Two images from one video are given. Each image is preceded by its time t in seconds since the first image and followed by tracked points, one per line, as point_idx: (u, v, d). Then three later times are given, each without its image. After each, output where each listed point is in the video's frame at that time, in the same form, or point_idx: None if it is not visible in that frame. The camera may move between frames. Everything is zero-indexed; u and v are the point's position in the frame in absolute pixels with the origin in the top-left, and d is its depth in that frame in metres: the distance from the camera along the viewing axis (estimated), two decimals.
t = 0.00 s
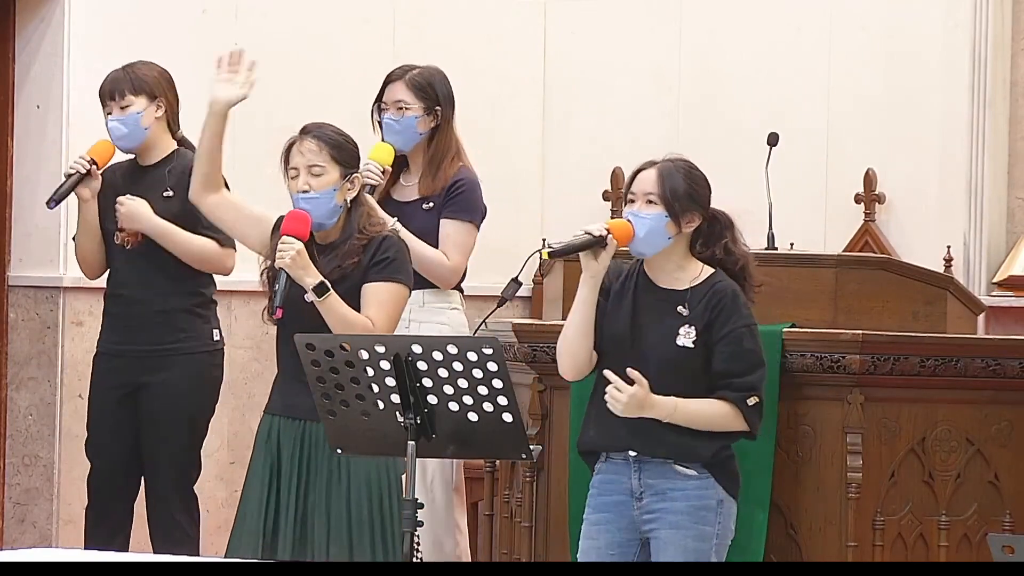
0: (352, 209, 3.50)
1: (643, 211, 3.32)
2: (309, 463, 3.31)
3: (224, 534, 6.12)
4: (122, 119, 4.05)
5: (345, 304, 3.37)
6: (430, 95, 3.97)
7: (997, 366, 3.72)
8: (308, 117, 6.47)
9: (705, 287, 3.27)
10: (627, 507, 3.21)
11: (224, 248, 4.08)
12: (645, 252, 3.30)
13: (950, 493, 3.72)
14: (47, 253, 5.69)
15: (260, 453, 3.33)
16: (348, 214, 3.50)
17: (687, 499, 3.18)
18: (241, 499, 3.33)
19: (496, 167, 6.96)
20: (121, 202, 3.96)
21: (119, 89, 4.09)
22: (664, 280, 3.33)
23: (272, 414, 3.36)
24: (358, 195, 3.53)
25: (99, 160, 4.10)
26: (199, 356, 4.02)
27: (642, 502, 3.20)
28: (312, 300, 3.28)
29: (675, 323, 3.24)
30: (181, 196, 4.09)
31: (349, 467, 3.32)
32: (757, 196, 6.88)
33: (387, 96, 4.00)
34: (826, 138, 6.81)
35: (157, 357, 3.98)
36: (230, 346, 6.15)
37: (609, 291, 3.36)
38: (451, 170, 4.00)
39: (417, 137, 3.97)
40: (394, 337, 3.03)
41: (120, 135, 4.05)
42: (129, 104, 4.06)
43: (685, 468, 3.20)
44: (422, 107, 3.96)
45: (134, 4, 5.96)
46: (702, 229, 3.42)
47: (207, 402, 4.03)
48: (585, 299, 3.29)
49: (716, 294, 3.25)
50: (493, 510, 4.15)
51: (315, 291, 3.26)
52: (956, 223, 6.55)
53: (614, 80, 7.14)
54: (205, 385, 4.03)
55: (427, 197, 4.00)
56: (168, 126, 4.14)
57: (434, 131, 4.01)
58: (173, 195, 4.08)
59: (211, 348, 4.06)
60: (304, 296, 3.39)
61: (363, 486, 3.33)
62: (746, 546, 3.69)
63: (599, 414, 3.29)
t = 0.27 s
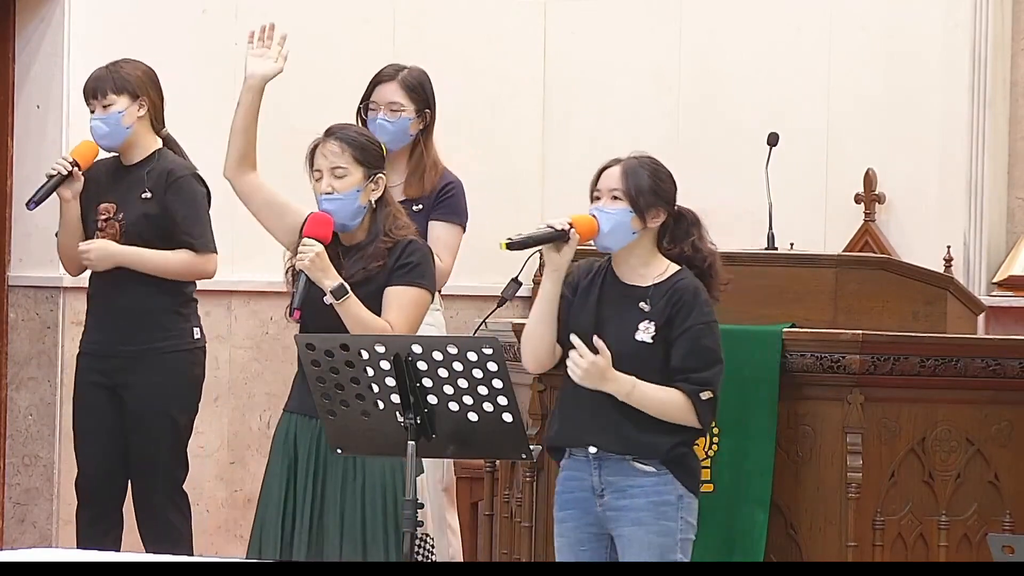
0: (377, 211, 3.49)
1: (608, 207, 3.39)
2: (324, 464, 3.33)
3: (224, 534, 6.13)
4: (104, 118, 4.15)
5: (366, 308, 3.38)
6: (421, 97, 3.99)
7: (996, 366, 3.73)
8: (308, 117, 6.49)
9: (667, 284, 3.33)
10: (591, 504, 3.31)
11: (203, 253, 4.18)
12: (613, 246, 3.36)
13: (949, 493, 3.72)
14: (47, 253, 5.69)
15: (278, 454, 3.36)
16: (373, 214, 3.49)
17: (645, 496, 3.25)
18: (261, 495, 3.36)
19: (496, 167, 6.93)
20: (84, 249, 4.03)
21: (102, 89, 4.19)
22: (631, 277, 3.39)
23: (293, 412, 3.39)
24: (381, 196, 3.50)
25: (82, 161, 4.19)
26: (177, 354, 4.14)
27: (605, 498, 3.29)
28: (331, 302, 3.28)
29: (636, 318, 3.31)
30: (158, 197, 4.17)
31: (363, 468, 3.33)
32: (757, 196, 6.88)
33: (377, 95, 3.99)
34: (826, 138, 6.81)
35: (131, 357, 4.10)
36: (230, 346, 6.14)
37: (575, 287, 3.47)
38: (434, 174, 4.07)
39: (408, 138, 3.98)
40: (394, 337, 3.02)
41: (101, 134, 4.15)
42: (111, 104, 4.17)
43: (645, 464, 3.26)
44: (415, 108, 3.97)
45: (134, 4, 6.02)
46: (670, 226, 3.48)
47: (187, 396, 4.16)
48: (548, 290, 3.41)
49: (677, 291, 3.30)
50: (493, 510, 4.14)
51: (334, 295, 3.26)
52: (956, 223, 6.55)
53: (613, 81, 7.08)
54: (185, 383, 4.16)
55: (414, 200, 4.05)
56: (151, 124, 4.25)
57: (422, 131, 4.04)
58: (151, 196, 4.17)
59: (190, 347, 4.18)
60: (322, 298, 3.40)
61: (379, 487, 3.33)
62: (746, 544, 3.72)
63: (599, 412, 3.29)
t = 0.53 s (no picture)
0: (394, 212, 3.49)
1: (579, 209, 3.34)
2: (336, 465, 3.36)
3: (223, 534, 6.13)
4: (92, 121, 4.14)
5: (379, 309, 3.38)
6: (415, 99, 4.01)
7: (996, 366, 3.74)
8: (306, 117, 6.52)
9: (639, 284, 3.31)
10: (564, 502, 3.28)
11: (191, 258, 4.23)
12: (586, 248, 3.32)
13: (949, 493, 3.72)
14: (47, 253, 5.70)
15: (295, 453, 3.40)
16: (391, 216, 3.49)
17: (615, 494, 3.20)
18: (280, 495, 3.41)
19: (495, 167, 6.91)
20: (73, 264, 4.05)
21: (89, 92, 4.17)
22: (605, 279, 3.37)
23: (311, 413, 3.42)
24: (400, 197, 3.49)
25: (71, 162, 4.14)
26: (161, 355, 4.18)
27: (577, 497, 3.25)
28: (343, 302, 3.28)
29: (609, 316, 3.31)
30: (147, 199, 4.21)
31: (374, 469, 3.35)
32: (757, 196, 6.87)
33: (373, 98, 3.97)
34: (826, 138, 6.81)
35: (115, 357, 4.12)
36: (230, 346, 6.14)
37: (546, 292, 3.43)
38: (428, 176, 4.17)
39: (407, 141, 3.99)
40: (394, 337, 3.01)
41: (89, 138, 4.14)
42: (100, 108, 4.16)
43: (615, 462, 3.21)
44: (411, 112, 3.99)
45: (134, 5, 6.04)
46: (641, 224, 3.46)
47: (167, 395, 4.19)
48: (522, 295, 3.35)
49: (647, 291, 3.29)
50: (493, 510, 4.13)
51: (346, 295, 3.26)
52: (956, 223, 6.55)
53: (614, 80, 7.08)
54: (168, 383, 4.19)
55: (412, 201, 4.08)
56: (133, 126, 4.27)
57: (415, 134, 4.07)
58: (139, 197, 4.20)
59: (174, 347, 4.22)
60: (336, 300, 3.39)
61: (388, 485, 3.35)
62: (745, 545, 3.71)
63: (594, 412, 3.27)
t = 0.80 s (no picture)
0: (399, 211, 3.48)
1: (574, 212, 3.32)
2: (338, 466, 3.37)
3: (223, 534, 6.13)
4: (96, 121, 4.14)
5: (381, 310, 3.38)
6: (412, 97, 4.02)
7: (996, 366, 3.74)
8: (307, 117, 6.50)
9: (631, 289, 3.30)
10: (555, 500, 3.27)
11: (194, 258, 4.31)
12: (580, 250, 3.30)
13: (949, 493, 3.72)
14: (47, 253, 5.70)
15: (302, 456, 3.43)
16: (395, 216, 3.48)
17: (607, 488, 3.20)
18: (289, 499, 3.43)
19: (496, 168, 6.90)
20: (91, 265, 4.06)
21: (93, 91, 4.15)
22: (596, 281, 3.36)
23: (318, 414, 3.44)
24: (405, 196, 3.48)
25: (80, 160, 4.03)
26: (157, 353, 4.21)
27: (568, 494, 3.25)
28: (343, 307, 3.29)
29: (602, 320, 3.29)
30: (152, 199, 4.25)
31: (374, 469, 3.36)
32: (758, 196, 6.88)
33: (373, 99, 3.97)
34: (826, 138, 6.81)
35: (113, 356, 4.14)
36: (230, 346, 6.14)
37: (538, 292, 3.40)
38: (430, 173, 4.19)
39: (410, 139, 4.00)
40: (394, 337, 3.00)
41: (94, 138, 4.14)
42: (105, 107, 4.15)
43: (608, 459, 3.22)
44: (412, 110, 3.99)
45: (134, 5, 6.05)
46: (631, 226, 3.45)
47: (164, 393, 4.21)
48: (516, 297, 3.33)
49: (641, 296, 3.28)
50: (494, 510, 4.13)
51: (346, 300, 3.26)
52: (956, 223, 6.55)
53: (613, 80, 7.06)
54: (163, 381, 4.22)
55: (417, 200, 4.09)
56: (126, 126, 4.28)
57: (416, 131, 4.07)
58: (144, 198, 4.24)
59: (168, 345, 4.25)
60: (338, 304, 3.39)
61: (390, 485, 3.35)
62: (745, 544, 3.71)
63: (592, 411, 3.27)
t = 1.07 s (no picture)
0: (399, 212, 3.48)
1: (585, 212, 3.32)
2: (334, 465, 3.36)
3: (223, 534, 6.13)
4: (112, 119, 4.15)
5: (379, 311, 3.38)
6: (420, 94, 3.99)
7: (996, 366, 3.74)
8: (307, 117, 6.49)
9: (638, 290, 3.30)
10: (560, 500, 3.26)
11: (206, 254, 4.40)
12: (587, 252, 3.31)
13: (949, 493, 3.72)
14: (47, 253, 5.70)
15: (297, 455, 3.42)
16: (397, 217, 3.48)
17: (617, 489, 3.20)
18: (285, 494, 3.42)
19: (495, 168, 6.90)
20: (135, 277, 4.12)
21: (108, 88, 4.14)
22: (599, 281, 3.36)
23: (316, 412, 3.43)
24: (405, 198, 3.48)
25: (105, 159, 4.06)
26: (167, 353, 4.22)
27: (575, 494, 3.24)
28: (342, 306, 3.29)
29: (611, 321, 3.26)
30: (165, 198, 4.30)
31: (370, 469, 3.34)
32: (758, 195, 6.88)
33: (378, 99, 3.97)
34: (826, 138, 6.81)
35: (126, 356, 4.15)
36: (230, 346, 6.14)
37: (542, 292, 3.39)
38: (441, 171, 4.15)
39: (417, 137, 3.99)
40: (394, 337, 3.01)
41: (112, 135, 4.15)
42: (119, 105, 4.16)
43: (616, 459, 3.22)
44: (418, 107, 3.98)
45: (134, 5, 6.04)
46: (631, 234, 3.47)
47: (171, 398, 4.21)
48: (527, 297, 3.31)
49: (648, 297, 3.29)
50: (493, 510, 4.13)
51: (344, 299, 3.26)
52: (956, 223, 6.55)
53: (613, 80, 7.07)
54: (171, 381, 4.23)
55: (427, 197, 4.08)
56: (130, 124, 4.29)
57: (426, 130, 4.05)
58: (158, 196, 4.28)
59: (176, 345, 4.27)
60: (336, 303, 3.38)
61: (383, 486, 3.34)
62: (744, 544, 3.72)
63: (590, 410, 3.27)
